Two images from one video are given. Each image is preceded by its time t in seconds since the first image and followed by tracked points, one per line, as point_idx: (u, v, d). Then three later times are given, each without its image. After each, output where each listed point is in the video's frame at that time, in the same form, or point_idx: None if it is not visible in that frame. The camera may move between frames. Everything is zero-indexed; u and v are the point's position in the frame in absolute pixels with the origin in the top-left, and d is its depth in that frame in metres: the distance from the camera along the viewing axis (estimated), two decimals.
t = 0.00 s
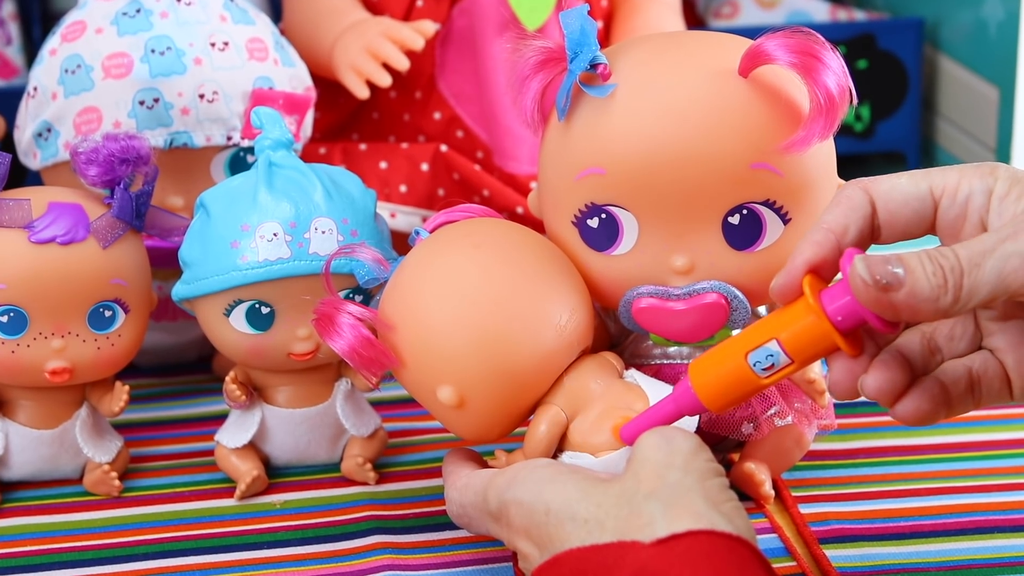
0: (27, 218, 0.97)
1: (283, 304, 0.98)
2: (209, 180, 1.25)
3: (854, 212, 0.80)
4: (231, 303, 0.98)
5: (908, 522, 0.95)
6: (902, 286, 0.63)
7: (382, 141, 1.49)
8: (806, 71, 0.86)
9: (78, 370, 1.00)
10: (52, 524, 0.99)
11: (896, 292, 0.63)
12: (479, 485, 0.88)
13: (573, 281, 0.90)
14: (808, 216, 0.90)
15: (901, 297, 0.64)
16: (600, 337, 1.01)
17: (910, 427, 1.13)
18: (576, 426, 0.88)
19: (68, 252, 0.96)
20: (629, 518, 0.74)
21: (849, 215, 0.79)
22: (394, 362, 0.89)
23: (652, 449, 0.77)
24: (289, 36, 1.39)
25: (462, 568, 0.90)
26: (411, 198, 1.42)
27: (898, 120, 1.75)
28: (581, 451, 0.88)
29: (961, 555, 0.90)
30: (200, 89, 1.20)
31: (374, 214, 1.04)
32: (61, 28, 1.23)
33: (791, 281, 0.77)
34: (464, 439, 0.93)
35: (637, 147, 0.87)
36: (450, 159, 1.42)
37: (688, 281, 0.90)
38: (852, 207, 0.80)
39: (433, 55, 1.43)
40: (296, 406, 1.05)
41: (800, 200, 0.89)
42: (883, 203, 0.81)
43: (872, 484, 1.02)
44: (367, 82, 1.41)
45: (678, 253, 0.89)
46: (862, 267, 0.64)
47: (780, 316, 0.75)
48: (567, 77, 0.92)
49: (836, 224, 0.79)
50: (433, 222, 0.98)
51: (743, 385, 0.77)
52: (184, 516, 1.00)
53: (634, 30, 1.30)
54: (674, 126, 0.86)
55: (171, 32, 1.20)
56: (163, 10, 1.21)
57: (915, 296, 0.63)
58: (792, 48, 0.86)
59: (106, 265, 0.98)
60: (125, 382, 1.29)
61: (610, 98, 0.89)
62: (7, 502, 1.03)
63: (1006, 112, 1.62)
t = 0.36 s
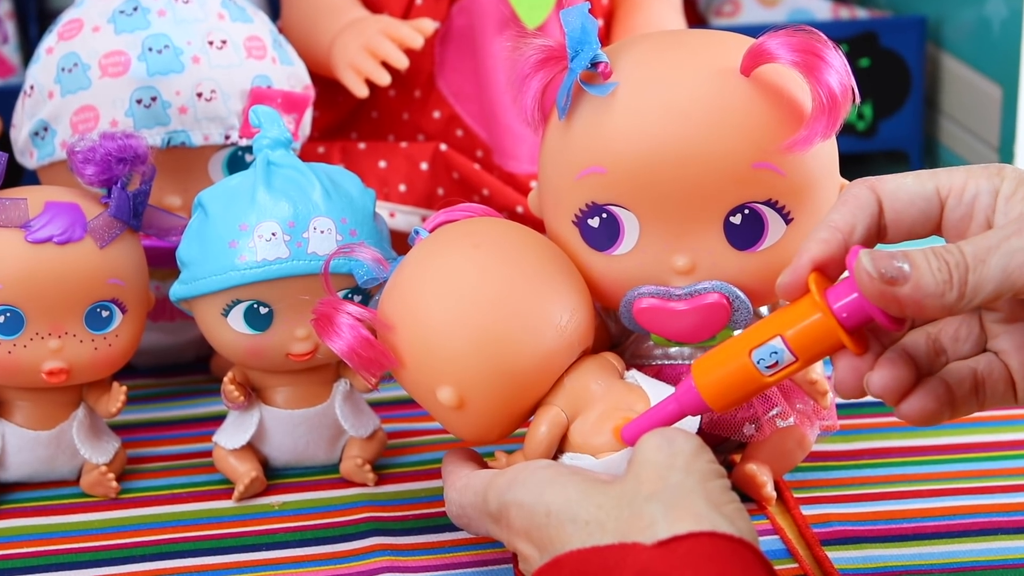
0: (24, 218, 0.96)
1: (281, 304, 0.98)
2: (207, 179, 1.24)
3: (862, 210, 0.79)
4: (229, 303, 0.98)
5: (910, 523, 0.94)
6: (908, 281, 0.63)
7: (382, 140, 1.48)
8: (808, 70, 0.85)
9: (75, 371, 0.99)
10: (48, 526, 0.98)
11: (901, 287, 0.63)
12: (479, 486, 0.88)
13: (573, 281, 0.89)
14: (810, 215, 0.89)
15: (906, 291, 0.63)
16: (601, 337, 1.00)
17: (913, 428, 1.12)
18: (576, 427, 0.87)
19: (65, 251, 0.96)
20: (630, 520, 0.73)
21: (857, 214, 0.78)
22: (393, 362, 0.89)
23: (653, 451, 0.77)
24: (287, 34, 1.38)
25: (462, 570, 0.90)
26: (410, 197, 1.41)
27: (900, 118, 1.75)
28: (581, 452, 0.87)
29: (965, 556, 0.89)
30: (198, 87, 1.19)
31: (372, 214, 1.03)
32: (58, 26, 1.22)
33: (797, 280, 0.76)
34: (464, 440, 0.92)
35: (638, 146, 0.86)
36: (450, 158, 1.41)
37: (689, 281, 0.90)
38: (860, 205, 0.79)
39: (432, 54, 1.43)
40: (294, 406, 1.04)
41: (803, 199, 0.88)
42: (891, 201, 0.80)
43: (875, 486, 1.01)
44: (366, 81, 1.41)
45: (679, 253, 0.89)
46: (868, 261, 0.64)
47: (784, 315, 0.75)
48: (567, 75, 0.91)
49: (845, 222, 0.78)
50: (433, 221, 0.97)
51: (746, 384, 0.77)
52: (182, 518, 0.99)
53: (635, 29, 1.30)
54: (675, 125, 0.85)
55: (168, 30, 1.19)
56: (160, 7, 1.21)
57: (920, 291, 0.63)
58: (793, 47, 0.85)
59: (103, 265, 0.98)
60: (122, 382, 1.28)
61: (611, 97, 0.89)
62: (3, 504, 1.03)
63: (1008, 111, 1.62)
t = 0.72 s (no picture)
0: (14, 217, 0.94)
1: (277, 304, 0.96)
2: (201, 178, 1.22)
3: (870, 208, 0.77)
4: (223, 303, 0.96)
5: (917, 527, 0.92)
6: (914, 274, 0.61)
7: (380, 137, 1.46)
8: (816, 66, 0.83)
9: (66, 372, 0.97)
10: (39, 530, 0.96)
11: (906, 280, 0.62)
12: (479, 487, 0.86)
13: (575, 280, 0.87)
14: (817, 214, 0.87)
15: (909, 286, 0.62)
16: (603, 338, 0.98)
17: (920, 430, 1.10)
18: (578, 429, 0.85)
19: (56, 251, 0.94)
20: (632, 524, 0.71)
21: (864, 210, 0.77)
22: (392, 363, 0.87)
23: (656, 453, 0.75)
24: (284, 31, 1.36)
25: None
26: (408, 195, 1.40)
27: (908, 114, 1.73)
28: (583, 454, 0.85)
29: (973, 561, 0.87)
30: (192, 84, 1.17)
31: (370, 212, 1.02)
32: (50, 21, 1.21)
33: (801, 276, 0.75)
34: (464, 441, 0.90)
35: (641, 142, 0.84)
36: (449, 155, 1.40)
37: (694, 281, 0.88)
38: (867, 203, 0.77)
39: (431, 50, 1.41)
40: (290, 409, 1.02)
41: (809, 198, 0.86)
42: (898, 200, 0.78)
43: (881, 489, 0.99)
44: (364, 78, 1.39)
45: (683, 252, 0.87)
46: (873, 253, 0.62)
47: (789, 311, 0.73)
48: (569, 71, 0.89)
49: (852, 220, 0.76)
50: (432, 220, 0.95)
51: (751, 384, 0.74)
52: (175, 522, 0.97)
53: (637, 24, 1.28)
54: (679, 121, 0.83)
55: (162, 26, 1.18)
56: (154, 3, 1.19)
57: (925, 285, 0.61)
58: (800, 43, 0.83)
59: (95, 264, 0.96)
60: (115, 384, 1.26)
61: (613, 93, 0.87)
62: None
63: (1017, 106, 1.60)
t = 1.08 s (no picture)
0: (4, 215, 0.92)
1: (272, 304, 0.94)
2: (195, 175, 1.21)
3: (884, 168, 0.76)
4: (217, 303, 0.94)
5: (925, 532, 0.91)
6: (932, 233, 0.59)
7: (376, 134, 1.45)
8: (818, 61, 0.82)
9: (57, 373, 0.95)
10: (29, 534, 0.95)
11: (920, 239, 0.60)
12: (477, 490, 0.84)
13: (575, 279, 0.85)
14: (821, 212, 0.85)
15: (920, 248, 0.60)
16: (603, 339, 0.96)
17: (925, 432, 1.09)
18: (578, 432, 0.84)
19: (46, 250, 0.92)
20: (634, 528, 0.70)
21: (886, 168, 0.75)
22: (389, 365, 0.85)
23: (658, 456, 0.74)
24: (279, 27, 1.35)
25: None
26: (405, 193, 1.38)
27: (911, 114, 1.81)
28: (583, 458, 0.83)
29: (983, 566, 0.86)
30: (185, 79, 1.16)
31: (366, 210, 1.00)
32: (40, 16, 1.19)
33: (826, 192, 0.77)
34: (462, 444, 0.88)
35: (641, 139, 0.82)
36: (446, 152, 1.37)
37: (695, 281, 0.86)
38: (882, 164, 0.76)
39: (430, 45, 1.39)
40: (286, 410, 1.01)
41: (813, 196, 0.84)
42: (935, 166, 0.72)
43: (888, 493, 0.97)
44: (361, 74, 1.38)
45: (684, 252, 0.85)
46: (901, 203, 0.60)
47: (814, 215, 0.73)
48: (568, 67, 0.88)
49: (864, 177, 0.76)
50: (429, 219, 0.93)
51: (756, 281, 0.75)
52: (169, 526, 0.95)
53: (640, 19, 1.26)
54: (680, 117, 0.82)
55: (154, 20, 1.16)
56: None
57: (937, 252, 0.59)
58: (803, 37, 0.82)
59: (86, 264, 0.94)
60: (107, 386, 1.24)
61: (613, 89, 0.85)
62: None
63: None
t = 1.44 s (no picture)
0: None
1: (266, 304, 0.92)
2: (188, 173, 1.18)
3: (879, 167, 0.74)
4: (211, 303, 0.92)
5: (934, 538, 0.89)
6: (852, 283, 0.60)
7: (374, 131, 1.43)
8: (825, 56, 0.80)
9: (46, 375, 0.93)
10: (18, 540, 0.92)
11: (841, 291, 0.61)
12: (476, 495, 0.82)
13: (577, 279, 0.83)
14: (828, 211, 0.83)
15: (840, 300, 0.61)
16: (605, 340, 0.94)
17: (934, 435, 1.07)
18: (578, 435, 0.81)
19: (34, 249, 0.90)
20: (636, 534, 0.68)
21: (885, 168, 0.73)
22: (386, 366, 0.83)
23: (661, 459, 0.71)
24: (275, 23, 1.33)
25: None
26: (403, 190, 1.37)
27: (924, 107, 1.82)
28: (585, 461, 0.81)
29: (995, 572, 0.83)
30: (177, 74, 1.14)
31: (363, 208, 0.98)
32: (29, 10, 1.17)
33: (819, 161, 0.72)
34: (460, 448, 0.86)
35: (645, 137, 0.80)
36: (445, 149, 1.36)
37: (699, 281, 0.84)
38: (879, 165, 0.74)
39: (427, 39, 1.38)
40: (279, 413, 0.99)
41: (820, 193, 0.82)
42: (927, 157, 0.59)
43: (896, 498, 0.95)
44: (358, 70, 1.36)
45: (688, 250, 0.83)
46: (840, 240, 0.60)
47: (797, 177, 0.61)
48: (569, 62, 0.85)
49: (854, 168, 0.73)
50: (426, 217, 0.91)
51: (709, 223, 0.60)
52: (160, 532, 0.93)
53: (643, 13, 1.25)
54: (683, 114, 0.80)
55: (146, 14, 1.14)
56: None
57: (852, 306, 0.60)
58: (810, 32, 0.80)
59: (76, 263, 0.92)
60: (98, 387, 1.22)
61: (615, 85, 0.83)
62: None
63: None
